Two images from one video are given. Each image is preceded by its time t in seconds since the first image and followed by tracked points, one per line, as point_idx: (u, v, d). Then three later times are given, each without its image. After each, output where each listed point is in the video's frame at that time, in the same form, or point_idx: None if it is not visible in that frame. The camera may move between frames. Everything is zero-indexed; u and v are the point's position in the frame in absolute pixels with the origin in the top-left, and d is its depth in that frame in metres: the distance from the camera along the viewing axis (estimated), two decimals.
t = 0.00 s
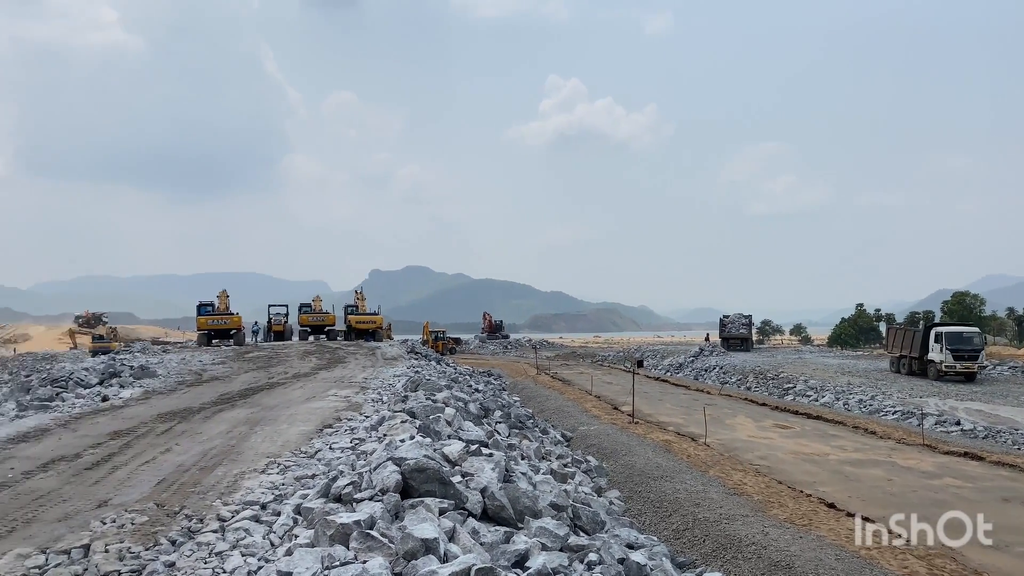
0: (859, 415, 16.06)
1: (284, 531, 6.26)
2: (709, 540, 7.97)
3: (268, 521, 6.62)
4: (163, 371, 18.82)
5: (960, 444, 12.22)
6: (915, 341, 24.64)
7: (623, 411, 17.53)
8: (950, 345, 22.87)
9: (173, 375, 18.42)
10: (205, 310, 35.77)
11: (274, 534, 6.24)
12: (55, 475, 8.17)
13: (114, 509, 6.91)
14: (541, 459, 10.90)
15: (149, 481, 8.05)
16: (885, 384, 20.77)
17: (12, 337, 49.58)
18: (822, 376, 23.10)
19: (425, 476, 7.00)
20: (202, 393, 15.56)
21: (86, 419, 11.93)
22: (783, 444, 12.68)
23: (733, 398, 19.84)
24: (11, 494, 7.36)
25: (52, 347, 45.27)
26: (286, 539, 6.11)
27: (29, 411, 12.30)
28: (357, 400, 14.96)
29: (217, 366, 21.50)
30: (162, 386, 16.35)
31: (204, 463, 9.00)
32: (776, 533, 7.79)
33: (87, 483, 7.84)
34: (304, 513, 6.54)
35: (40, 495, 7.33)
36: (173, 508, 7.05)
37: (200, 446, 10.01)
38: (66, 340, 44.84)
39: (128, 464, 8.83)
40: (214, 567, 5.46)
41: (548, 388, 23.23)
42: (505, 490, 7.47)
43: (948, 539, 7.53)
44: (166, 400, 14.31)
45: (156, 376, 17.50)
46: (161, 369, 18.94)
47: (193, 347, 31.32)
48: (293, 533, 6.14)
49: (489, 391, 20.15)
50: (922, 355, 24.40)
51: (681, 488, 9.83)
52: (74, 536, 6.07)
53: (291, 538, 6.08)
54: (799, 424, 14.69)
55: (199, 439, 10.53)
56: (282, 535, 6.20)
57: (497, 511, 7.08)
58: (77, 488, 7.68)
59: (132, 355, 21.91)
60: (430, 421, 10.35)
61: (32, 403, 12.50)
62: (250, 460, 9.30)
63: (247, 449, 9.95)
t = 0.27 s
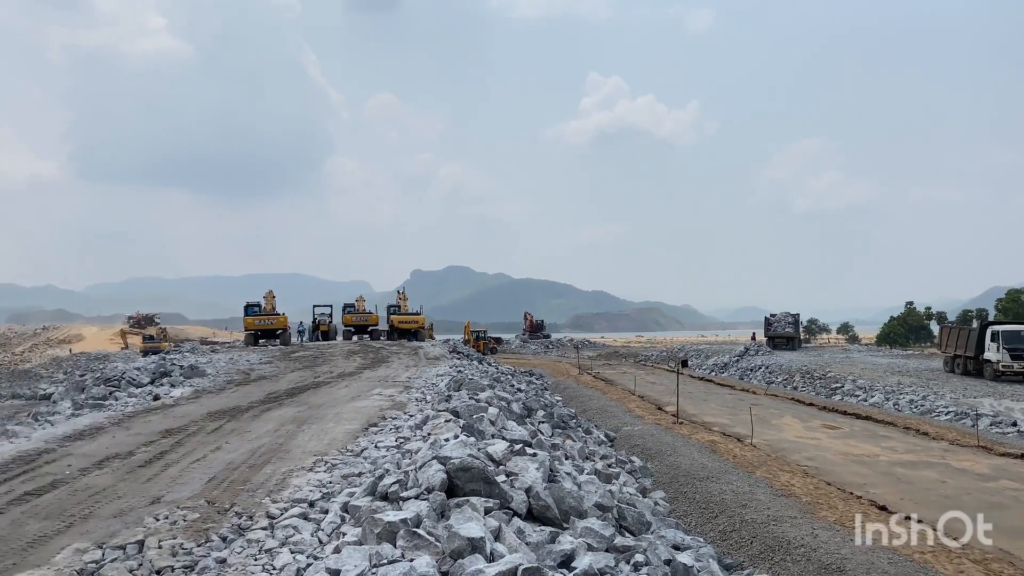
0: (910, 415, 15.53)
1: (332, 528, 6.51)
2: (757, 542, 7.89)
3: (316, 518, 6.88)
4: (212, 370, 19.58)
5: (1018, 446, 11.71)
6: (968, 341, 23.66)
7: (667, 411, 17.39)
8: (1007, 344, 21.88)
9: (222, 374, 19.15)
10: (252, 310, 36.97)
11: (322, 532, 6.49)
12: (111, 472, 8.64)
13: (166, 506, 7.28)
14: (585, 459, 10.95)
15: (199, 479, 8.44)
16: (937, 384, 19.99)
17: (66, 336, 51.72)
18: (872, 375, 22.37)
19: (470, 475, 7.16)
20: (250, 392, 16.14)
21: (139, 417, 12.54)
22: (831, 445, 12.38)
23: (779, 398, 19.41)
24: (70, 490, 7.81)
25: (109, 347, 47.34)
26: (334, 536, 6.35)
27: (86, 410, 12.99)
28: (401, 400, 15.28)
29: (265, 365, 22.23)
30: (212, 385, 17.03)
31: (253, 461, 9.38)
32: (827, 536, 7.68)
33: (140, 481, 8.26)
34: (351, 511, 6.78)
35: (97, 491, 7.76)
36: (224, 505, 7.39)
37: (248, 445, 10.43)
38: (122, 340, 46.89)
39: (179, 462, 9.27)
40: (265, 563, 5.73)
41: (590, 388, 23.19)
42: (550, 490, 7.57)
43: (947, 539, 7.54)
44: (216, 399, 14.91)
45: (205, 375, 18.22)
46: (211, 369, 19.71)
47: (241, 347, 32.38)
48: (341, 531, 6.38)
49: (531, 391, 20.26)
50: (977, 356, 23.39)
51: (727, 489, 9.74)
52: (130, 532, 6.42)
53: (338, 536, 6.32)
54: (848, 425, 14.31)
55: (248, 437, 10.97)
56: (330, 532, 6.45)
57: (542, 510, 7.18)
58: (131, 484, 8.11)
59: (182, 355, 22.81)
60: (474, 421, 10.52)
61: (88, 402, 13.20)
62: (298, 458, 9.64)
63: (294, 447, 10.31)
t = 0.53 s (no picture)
0: (953, 416, 15.07)
1: (369, 527, 6.71)
2: (795, 544, 7.81)
3: (353, 518, 7.09)
4: (249, 370, 20.15)
5: None
6: (1016, 339, 22.79)
7: (702, 412, 17.23)
8: None
9: (258, 374, 19.69)
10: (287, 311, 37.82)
11: (359, 530, 6.69)
12: (152, 471, 9.01)
13: (206, 504, 7.57)
14: (619, 460, 10.97)
15: (238, 478, 8.75)
16: (981, 384, 19.30)
17: (106, 336, 53.46)
18: (913, 376, 21.72)
19: (505, 475, 7.28)
20: (286, 392, 16.59)
21: (179, 417, 13.02)
22: (871, 446, 12.11)
23: (816, 398, 19.01)
24: (114, 488, 8.16)
25: (149, 348, 48.96)
26: (371, 535, 6.53)
27: (128, 410, 13.54)
28: (435, 399, 15.51)
29: (301, 365, 22.78)
30: (249, 385, 17.54)
31: (290, 460, 9.68)
32: (868, 539, 7.58)
33: (180, 479, 8.60)
34: (387, 510, 6.97)
35: (139, 489, 8.11)
36: (262, 504, 7.66)
37: (285, 444, 10.75)
38: (161, 340, 48.28)
39: (219, 461, 9.61)
40: (303, 561, 5.93)
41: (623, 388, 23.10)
42: (585, 491, 7.64)
43: (948, 539, 7.50)
44: (253, 399, 15.38)
45: (242, 375, 18.76)
46: (248, 369, 20.28)
47: (278, 348, 33.14)
48: (377, 530, 6.56)
49: (564, 391, 20.29)
50: None
51: (764, 490, 9.64)
52: (171, 529, 6.70)
53: (375, 535, 6.49)
54: (887, 426, 13.98)
55: (285, 437, 11.31)
56: (367, 531, 6.64)
57: (578, 511, 7.26)
58: (171, 483, 8.45)
59: (220, 356, 23.50)
60: (508, 421, 10.65)
61: (130, 402, 13.75)
62: (334, 457, 9.91)
63: (331, 447, 10.59)
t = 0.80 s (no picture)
0: (993, 418, 14.61)
1: (401, 527, 6.87)
2: (830, 546, 7.74)
3: (385, 517, 7.26)
4: (283, 371, 20.62)
5: None
6: None
7: (734, 413, 17.04)
8: None
9: (291, 374, 20.15)
10: (320, 312, 38.52)
11: (392, 530, 6.86)
12: (189, 470, 9.34)
13: (241, 503, 7.84)
14: (651, 461, 10.96)
15: (272, 477, 9.01)
16: None
17: (142, 337, 54.97)
18: (952, 376, 21.09)
19: (536, 476, 7.36)
20: (319, 392, 16.96)
21: (213, 417, 13.44)
22: (908, 447, 11.87)
23: (850, 399, 18.62)
24: (151, 487, 8.48)
25: (184, 348, 50.32)
26: (404, 535, 6.69)
27: (164, 410, 14.01)
28: (465, 400, 15.69)
29: (333, 366, 23.21)
30: (282, 385, 17.97)
31: (323, 460, 9.94)
32: (906, 542, 7.48)
33: (215, 478, 8.90)
34: (420, 510, 7.12)
35: (175, 488, 8.41)
36: (295, 503, 7.89)
37: (318, 443, 11.03)
38: (197, 341, 49.54)
39: (253, 460, 9.91)
40: (336, 560, 6.11)
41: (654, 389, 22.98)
42: (617, 492, 7.69)
43: (986, 544, 7.38)
44: (286, 399, 15.77)
45: (275, 376, 19.22)
46: (281, 369, 20.76)
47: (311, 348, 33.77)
48: (410, 529, 6.72)
49: (595, 392, 20.28)
50: None
51: (798, 492, 9.53)
52: (206, 528, 6.96)
53: (408, 534, 6.66)
54: (925, 428, 13.64)
55: (317, 436, 11.59)
56: (399, 531, 6.80)
57: (610, 512, 7.32)
58: (207, 482, 8.75)
59: (254, 356, 24.10)
60: (539, 421, 10.74)
61: (166, 402, 14.22)
62: (367, 457, 10.13)
63: (364, 447, 10.82)
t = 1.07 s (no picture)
0: None
1: (436, 527, 7.03)
2: (868, 549, 7.65)
3: (419, 517, 7.44)
4: (317, 372, 21.09)
5: None
6: None
7: (768, 414, 16.84)
8: None
9: (325, 375, 20.60)
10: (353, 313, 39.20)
11: (426, 530, 7.03)
12: (226, 470, 9.68)
13: (277, 503, 8.12)
14: (685, 463, 10.94)
15: (308, 477, 9.30)
16: None
17: (179, 339, 56.59)
18: (994, 377, 20.41)
19: (570, 477, 7.45)
20: (353, 393, 17.33)
21: (249, 417, 13.87)
22: (949, 450, 11.59)
23: (887, 401, 18.20)
24: (189, 486, 8.83)
25: (220, 350, 51.71)
26: (438, 535, 6.86)
27: (202, 410, 14.51)
28: (498, 401, 15.86)
29: (366, 367, 23.62)
30: (316, 386, 18.40)
31: (357, 460, 10.20)
32: (948, 548, 7.36)
33: (252, 478, 9.22)
34: (454, 511, 7.27)
35: (212, 488, 8.74)
36: (331, 503, 8.14)
37: (352, 444, 11.31)
38: (233, 343, 50.81)
39: (289, 460, 10.23)
40: (371, 560, 6.30)
41: (688, 390, 22.82)
42: (651, 494, 7.74)
43: None
44: (321, 400, 16.15)
45: (310, 376, 19.67)
46: (315, 370, 21.24)
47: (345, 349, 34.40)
48: (444, 530, 6.88)
49: (628, 393, 20.25)
50: None
51: (835, 495, 9.41)
52: (243, 527, 7.23)
53: (443, 535, 6.82)
54: (966, 430, 13.28)
55: (352, 437, 11.89)
56: (433, 531, 6.97)
57: (644, 514, 7.37)
58: (243, 482, 9.06)
59: (289, 357, 24.69)
60: (572, 423, 10.82)
61: (203, 403, 14.72)
62: (401, 458, 10.35)
63: (398, 447, 11.05)
